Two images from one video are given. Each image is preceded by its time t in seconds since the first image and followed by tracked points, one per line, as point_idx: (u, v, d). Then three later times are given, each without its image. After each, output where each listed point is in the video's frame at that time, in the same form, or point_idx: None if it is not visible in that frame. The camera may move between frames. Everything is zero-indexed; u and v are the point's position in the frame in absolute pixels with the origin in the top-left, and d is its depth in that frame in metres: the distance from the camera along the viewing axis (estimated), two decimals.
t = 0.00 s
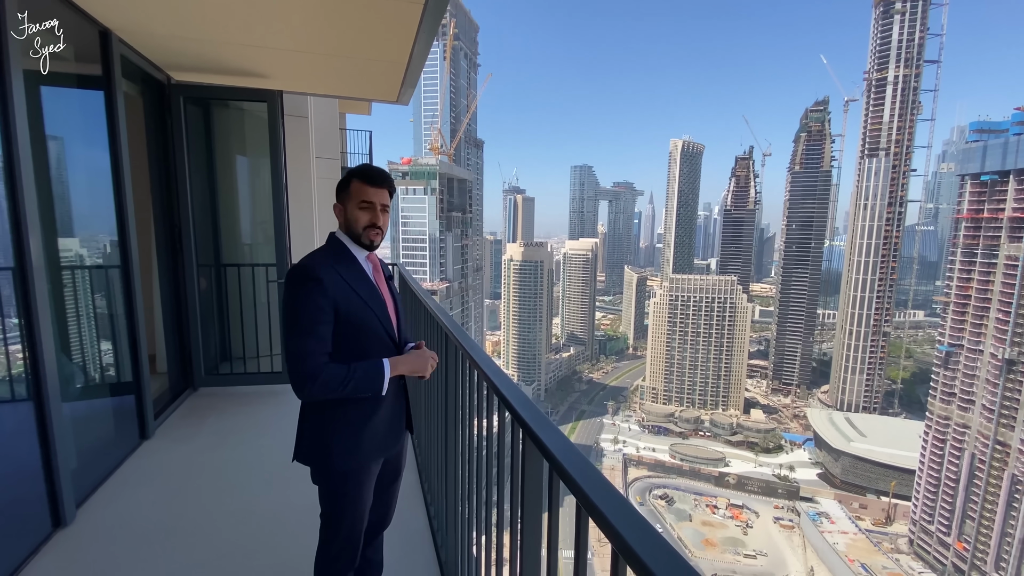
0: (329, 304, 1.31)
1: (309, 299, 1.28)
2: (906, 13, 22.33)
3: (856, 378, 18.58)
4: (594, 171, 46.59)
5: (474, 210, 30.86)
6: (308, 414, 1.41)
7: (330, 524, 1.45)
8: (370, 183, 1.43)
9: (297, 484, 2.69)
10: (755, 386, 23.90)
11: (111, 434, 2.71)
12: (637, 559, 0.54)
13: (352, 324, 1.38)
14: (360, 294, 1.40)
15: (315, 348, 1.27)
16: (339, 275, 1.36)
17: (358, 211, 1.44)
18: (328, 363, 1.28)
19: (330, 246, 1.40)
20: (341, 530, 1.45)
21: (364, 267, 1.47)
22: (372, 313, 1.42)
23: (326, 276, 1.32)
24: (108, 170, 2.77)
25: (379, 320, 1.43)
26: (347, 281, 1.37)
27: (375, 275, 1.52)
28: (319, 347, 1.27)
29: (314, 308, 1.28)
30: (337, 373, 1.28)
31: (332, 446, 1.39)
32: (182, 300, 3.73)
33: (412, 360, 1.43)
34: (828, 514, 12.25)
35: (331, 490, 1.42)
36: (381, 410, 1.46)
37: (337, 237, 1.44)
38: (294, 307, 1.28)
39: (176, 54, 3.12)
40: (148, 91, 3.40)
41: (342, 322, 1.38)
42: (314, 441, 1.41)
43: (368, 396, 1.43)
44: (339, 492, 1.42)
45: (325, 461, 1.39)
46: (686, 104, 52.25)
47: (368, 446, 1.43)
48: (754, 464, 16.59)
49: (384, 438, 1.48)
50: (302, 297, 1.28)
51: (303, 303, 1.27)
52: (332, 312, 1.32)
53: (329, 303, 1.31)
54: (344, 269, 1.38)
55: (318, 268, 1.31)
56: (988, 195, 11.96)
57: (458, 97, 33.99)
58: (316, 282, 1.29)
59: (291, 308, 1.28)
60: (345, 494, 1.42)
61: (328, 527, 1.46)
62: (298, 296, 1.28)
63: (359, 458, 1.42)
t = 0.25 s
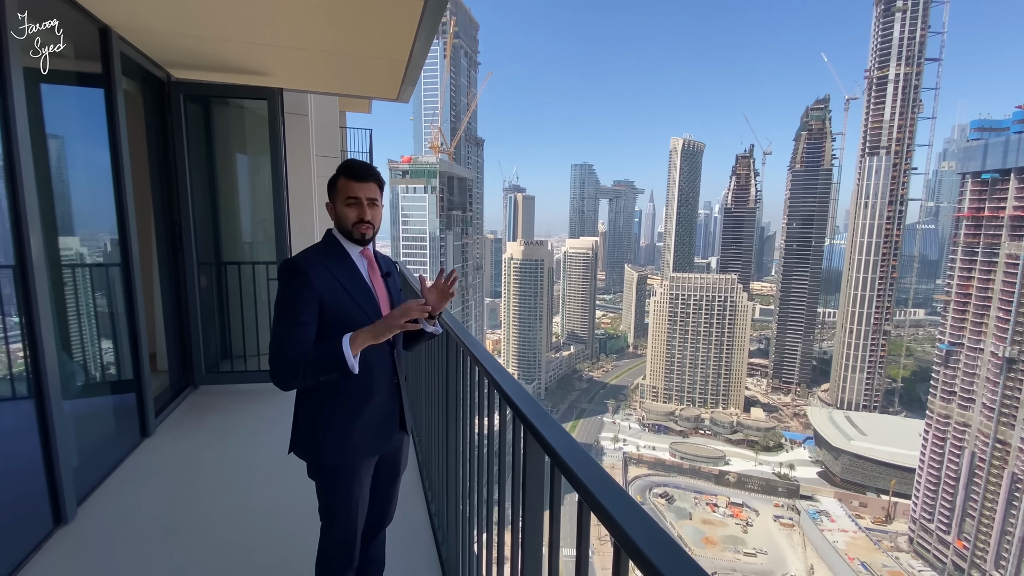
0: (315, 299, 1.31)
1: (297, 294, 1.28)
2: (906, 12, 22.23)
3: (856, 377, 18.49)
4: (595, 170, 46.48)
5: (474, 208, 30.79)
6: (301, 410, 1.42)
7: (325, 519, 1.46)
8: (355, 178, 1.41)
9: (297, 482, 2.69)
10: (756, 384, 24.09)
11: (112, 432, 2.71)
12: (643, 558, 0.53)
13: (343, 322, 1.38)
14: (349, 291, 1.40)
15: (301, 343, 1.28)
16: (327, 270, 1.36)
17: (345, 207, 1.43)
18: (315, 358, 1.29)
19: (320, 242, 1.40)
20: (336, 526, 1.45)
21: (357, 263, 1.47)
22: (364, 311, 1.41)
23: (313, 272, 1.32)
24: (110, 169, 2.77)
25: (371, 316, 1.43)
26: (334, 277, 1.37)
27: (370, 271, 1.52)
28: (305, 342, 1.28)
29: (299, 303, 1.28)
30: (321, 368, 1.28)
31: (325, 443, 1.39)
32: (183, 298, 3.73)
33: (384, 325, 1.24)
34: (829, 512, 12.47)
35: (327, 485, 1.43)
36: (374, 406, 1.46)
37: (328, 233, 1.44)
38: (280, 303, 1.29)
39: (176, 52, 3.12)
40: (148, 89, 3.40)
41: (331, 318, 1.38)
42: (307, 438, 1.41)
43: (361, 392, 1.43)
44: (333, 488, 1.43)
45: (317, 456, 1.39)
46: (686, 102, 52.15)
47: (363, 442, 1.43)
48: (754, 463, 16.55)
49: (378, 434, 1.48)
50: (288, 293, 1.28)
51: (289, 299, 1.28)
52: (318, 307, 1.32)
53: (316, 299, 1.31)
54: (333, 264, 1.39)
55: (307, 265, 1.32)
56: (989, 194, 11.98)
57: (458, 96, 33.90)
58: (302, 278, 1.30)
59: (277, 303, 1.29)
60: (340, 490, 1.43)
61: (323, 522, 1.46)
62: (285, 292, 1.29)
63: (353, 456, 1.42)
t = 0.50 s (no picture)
0: (314, 294, 1.31)
1: (299, 289, 1.29)
2: (906, 13, 22.00)
3: (857, 377, 18.36)
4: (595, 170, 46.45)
5: (475, 208, 30.75)
6: (304, 406, 1.42)
7: (331, 516, 1.46)
8: (346, 173, 1.42)
9: (300, 480, 2.69)
10: (756, 384, 23.99)
11: (112, 431, 2.70)
12: (656, 556, 0.51)
13: (343, 317, 1.37)
14: (350, 286, 1.39)
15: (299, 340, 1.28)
16: (326, 265, 1.36)
17: (340, 204, 1.44)
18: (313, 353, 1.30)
19: (318, 240, 1.41)
20: (340, 522, 1.45)
21: (357, 259, 1.47)
22: (365, 308, 1.41)
23: (313, 268, 1.33)
24: (110, 168, 2.76)
25: (371, 311, 1.43)
26: (335, 272, 1.37)
27: (370, 266, 1.52)
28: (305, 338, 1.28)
29: (299, 300, 1.28)
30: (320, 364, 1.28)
31: (327, 438, 1.39)
32: (184, 297, 3.72)
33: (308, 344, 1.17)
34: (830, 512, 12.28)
35: (331, 481, 1.43)
36: (377, 402, 1.45)
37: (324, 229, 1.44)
38: (281, 298, 1.29)
39: (176, 49, 3.12)
40: (149, 86, 3.40)
41: (331, 314, 1.38)
42: (310, 434, 1.41)
43: (363, 389, 1.42)
44: (338, 485, 1.43)
45: (322, 451, 1.39)
46: (687, 102, 52.10)
47: (367, 439, 1.43)
48: (755, 462, 16.48)
49: (381, 430, 1.47)
50: (289, 289, 1.29)
51: (290, 296, 1.28)
52: (317, 301, 1.32)
53: (318, 295, 1.32)
54: (333, 259, 1.39)
55: (306, 261, 1.32)
56: (990, 193, 12.07)
57: (458, 95, 33.88)
58: (302, 272, 1.30)
59: (279, 300, 1.29)
60: (346, 485, 1.43)
61: (330, 519, 1.46)
62: (285, 289, 1.29)
63: (356, 452, 1.41)
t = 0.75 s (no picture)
0: (313, 289, 1.30)
1: (297, 284, 1.28)
2: (910, 11, 22.15)
3: (860, 377, 18.24)
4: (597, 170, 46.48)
5: (477, 208, 30.83)
6: (304, 401, 1.41)
7: (330, 512, 1.46)
8: (344, 164, 1.41)
9: (302, 478, 2.69)
10: (759, 385, 23.92)
11: (112, 429, 2.70)
12: (668, 552, 0.50)
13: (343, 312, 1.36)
14: (350, 282, 1.38)
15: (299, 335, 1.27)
16: (325, 259, 1.35)
17: (339, 196, 1.43)
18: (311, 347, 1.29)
19: (319, 233, 1.40)
20: (340, 519, 1.45)
21: (357, 253, 1.46)
22: (365, 302, 1.40)
23: (311, 262, 1.32)
24: (112, 167, 2.76)
25: (370, 306, 1.42)
26: (334, 266, 1.36)
27: (370, 260, 1.51)
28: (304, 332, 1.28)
29: (298, 294, 1.27)
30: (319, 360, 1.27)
31: (327, 434, 1.38)
32: (185, 294, 3.73)
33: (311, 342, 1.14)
34: (833, 513, 12.28)
35: (330, 478, 1.42)
36: (377, 398, 1.44)
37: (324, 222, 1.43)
38: (279, 293, 1.28)
39: (178, 46, 3.12)
40: (151, 84, 3.41)
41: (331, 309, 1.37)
42: (311, 430, 1.40)
43: (364, 385, 1.41)
44: (337, 481, 1.42)
45: (321, 447, 1.38)
46: (690, 101, 52.01)
47: (366, 435, 1.42)
48: (758, 462, 16.42)
49: (382, 426, 1.46)
50: (288, 282, 1.28)
51: (289, 291, 1.28)
52: (316, 296, 1.31)
53: (315, 289, 1.31)
54: (332, 253, 1.38)
55: (304, 255, 1.31)
56: (994, 193, 12.06)
57: (461, 95, 33.95)
58: (300, 266, 1.29)
59: (277, 294, 1.28)
60: (345, 482, 1.42)
61: (330, 515, 1.45)
62: (285, 283, 1.28)
63: (356, 448, 1.40)
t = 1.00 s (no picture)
0: (313, 284, 1.30)
1: (298, 279, 1.28)
2: (915, 10, 21.98)
3: (864, 378, 18.12)
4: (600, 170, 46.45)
5: (479, 208, 30.83)
6: (301, 396, 1.41)
7: (325, 509, 1.45)
8: (354, 157, 1.40)
9: (303, 476, 2.69)
10: (762, 385, 23.83)
11: (114, 425, 2.71)
12: (675, 548, 0.49)
13: (342, 307, 1.37)
14: (351, 276, 1.38)
15: (298, 330, 1.28)
16: (326, 254, 1.35)
17: (345, 188, 1.43)
18: (309, 343, 1.30)
19: (323, 227, 1.40)
20: (335, 515, 1.44)
21: (360, 247, 1.46)
22: (365, 297, 1.40)
23: (312, 256, 1.32)
24: (114, 165, 2.78)
25: (371, 303, 1.41)
26: (335, 261, 1.36)
27: (372, 256, 1.51)
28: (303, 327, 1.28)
29: (298, 290, 1.28)
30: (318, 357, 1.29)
31: (327, 431, 1.38)
32: (187, 293, 3.74)
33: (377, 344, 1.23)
34: (836, 514, 12.30)
35: (327, 475, 1.42)
36: (375, 396, 1.45)
37: (331, 216, 1.44)
38: (280, 288, 1.28)
39: (181, 44, 3.12)
40: (153, 82, 3.41)
41: (331, 304, 1.37)
42: (308, 426, 1.40)
43: (362, 381, 1.42)
44: (333, 478, 1.42)
45: (317, 444, 1.38)
46: (693, 101, 51.86)
47: (362, 432, 1.42)
48: (761, 463, 16.35)
49: (377, 424, 1.47)
50: (289, 277, 1.28)
51: (290, 286, 1.28)
52: (315, 291, 1.31)
53: (315, 285, 1.31)
54: (333, 249, 1.38)
55: (305, 250, 1.31)
56: (999, 193, 11.94)
57: (463, 95, 33.97)
58: (300, 260, 1.30)
59: (278, 289, 1.29)
60: (340, 479, 1.42)
61: (326, 510, 1.45)
62: (285, 278, 1.28)
63: (354, 445, 1.40)
